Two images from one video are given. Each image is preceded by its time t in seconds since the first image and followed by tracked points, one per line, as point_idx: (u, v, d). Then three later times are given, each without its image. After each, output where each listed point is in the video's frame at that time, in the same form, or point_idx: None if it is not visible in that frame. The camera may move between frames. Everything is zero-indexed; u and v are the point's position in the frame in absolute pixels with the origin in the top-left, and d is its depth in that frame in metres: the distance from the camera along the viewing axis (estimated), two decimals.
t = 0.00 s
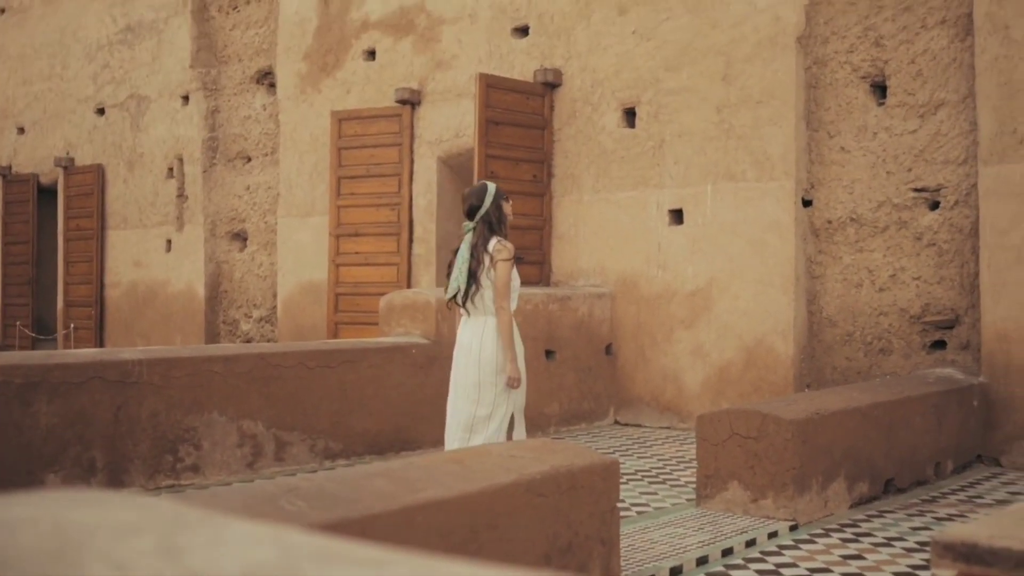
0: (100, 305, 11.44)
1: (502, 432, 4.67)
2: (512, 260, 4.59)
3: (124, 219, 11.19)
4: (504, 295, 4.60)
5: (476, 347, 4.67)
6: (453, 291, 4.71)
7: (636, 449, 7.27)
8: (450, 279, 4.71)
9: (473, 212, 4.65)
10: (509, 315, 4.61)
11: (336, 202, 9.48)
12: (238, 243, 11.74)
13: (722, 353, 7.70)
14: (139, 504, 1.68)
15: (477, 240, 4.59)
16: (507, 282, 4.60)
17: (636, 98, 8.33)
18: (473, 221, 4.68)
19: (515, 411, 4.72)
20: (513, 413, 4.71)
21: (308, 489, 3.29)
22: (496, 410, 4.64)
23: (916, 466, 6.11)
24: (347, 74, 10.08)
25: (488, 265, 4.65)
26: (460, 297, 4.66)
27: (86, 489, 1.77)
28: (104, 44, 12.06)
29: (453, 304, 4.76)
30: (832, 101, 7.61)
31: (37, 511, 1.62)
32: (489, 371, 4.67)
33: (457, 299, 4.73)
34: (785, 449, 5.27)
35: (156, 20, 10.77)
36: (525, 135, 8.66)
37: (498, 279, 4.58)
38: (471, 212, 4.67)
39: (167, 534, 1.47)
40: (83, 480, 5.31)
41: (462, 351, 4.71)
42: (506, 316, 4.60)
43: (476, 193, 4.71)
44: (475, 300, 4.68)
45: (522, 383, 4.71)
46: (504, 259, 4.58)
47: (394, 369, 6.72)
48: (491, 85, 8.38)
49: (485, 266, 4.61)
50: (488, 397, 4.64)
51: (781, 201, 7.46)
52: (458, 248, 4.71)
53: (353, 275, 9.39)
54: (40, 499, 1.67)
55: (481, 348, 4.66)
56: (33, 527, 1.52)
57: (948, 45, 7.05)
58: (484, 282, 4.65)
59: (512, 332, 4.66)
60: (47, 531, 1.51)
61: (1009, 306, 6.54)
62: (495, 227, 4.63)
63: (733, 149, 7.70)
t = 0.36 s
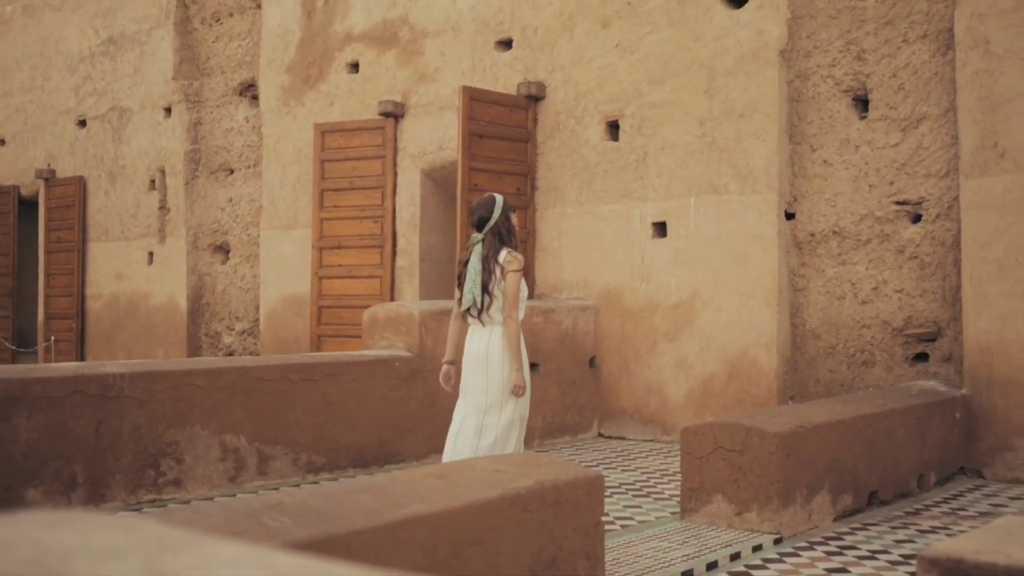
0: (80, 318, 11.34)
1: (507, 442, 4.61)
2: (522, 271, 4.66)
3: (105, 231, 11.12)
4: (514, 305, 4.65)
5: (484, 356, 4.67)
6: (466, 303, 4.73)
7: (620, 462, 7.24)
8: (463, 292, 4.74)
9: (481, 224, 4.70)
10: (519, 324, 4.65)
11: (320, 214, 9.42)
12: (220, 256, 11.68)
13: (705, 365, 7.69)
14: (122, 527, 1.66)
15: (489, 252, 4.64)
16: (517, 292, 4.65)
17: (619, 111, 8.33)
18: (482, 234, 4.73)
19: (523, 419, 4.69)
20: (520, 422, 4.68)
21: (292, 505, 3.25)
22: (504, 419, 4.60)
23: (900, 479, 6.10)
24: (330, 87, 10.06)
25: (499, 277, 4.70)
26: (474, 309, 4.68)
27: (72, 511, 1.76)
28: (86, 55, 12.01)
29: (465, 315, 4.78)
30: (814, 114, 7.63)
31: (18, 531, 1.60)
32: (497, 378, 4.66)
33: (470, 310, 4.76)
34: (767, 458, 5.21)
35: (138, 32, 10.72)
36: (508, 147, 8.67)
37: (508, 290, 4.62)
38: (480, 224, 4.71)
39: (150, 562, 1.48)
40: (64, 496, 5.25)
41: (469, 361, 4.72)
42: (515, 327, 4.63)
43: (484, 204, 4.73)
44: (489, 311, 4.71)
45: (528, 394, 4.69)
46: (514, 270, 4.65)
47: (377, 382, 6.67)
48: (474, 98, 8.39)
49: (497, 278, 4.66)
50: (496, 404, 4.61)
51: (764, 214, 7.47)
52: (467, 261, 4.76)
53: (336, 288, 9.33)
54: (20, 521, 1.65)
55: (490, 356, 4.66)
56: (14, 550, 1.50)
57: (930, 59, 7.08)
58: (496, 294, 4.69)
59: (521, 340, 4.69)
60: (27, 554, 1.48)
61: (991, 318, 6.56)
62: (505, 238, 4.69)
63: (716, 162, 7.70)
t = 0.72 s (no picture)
0: (60, 326, 11.26)
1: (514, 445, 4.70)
2: (527, 276, 4.73)
3: (85, 239, 11.04)
4: (521, 310, 4.72)
5: (490, 362, 4.70)
6: (470, 309, 4.76)
7: (602, 471, 7.21)
8: (467, 298, 4.77)
9: (485, 231, 4.77)
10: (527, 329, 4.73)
11: (301, 222, 9.36)
12: (201, 264, 11.61)
13: (687, 374, 7.68)
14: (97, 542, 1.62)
15: (494, 258, 4.70)
16: (523, 298, 4.72)
17: (601, 120, 8.32)
18: (483, 241, 4.79)
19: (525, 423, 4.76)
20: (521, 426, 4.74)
21: (275, 516, 3.21)
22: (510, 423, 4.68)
23: (882, 487, 6.10)
24: (312, 95, 10.03)
25: (503, 284, 4.75)
26: (480, 314, 4.71)
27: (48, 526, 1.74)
28: (67, 62, 11.94)
29: (467, 321, 4.80)
30: (796, 124, 7.64)
31: None
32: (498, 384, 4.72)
33: (472, 316, 4.79)
34: (752, 468, 5.24)
35: (119, 39, 10.66)
36: (491, 156, 8.64)
37: (516, 296, 4.70)
38: (483, 232, 4.78)
39: None
40: (42, 507, 5.20)
41: (470, 366, 4.77)
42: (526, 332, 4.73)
43: (486, 213, 4.82)
44: (492, 317, 4.74)
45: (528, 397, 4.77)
46: (520, 276, 4.72)
47: (359, 392, 6.63)
48: (456, 107, 8.38)
49: (502, 284, 4.71)
50: (496, 410, 4.66)
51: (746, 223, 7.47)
52: (470, 268, 4.80)
53: (318, 297, 9.25)
54: None
55: (495, 362, 4.70)
56: None
57: (910, 68, 7.10)
58: (501, 300, 4.73)
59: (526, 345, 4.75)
60: None
61: (971, 327, 6.57)
62: (508, 245, 4.76)
63: (698, 171, 7.70)
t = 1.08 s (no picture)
0: (41, 331, 11.18)
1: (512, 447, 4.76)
2: (526, 283, 4.70)
3: (67, 244, 10.96)
4: (519, 317, 4.69)
5: (486, 368, 4.71)
6: (467, 315, 4.76)
7: (587, 478, 7.19)
8: (465, 303, 4.76)
9: (484, 239, 4.78)
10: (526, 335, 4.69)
11: (285, 228, 9.35)
12: (184, 269, 11.54)
13: (671, 381, 7.66)
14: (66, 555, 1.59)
15: (491, 264, 4.68)
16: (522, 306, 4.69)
17: (586, 126, 8.31)
18: (484, 248, 4.80)
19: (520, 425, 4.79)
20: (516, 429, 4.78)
21: (259, 524, 3.17)
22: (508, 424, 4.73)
23: (866, 494, 6.08)
24: (295, 100, 9.99)
25: (502, 291, 4.73)
26: (476, 320, 4.70)
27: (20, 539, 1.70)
28: (48, 66, 11.85)
29: (464, 326, 4.79)
30: (780, 130, 7.65)
31: None
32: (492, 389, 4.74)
33: (470, 322, 4.78)
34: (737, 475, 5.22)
35: (101, 43, 10.59)
36: (476, 162, 8.62)
37: (514, 303, 4.67)
38: (483, 238, 4.80)
39: None
40: (23, 515, 5.14)
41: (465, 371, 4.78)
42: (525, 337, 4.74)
43: (487, 220, 4.84)
44: (490, 323, 4.73)
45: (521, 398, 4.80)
46: (518, 283, 4.69)
47: (343, 398, 6.58)
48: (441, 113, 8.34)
49: (499, 290, 4.68)
50: (490, 416, 4.70)
51: (731, 229, 7.46)
52: (469, 274, 4.78)
53: (301, 303, 9.25)
54: None
55: (491, 367, 4.71)
56: None
57: (894, 76, 7.13)
58: (499, 306, 4.71)
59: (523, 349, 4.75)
60: None
61: (955, 334, 6.58)
62: (508, 252, 4.74)
63: (683, 177, 7.70)
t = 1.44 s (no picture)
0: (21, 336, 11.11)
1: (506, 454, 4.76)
2: (523, 295, 4.75)
3: (48, 249, 10.91)
4: (516, 327, 4.75)
5: (481, 375, 4.78)
6: (466, 324, 4.83)
7: (570, 484, 7.17)
8: (463, 313, 4.83)
9: (484, 250, 4.82)
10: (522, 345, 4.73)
11: (267, 233, 9.29)
12: (167, 274, 11.49)
13: (655, 386, 7.66)
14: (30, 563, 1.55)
15: (489, 275, 4.74)
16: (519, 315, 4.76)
17: (569, 131, 8.30)
18: (484, 259, 4.83)
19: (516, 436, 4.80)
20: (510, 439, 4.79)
21: (242, 532, 3.13)
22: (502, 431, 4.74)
23: (849, 499, 6.09)
24: (278, 105, 9.95)
25: (499, 301, 4.79)
26: (474, 330, 4.77)
27: None
28: (30, 71, 11.81)
29: (462, 335, 4.87)
30: (763, 136, 7.67)
31: None
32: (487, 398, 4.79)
33: (468, 331, 4.85)
34: (720, 481, 5.21)
35: (83, 47, 10.55)
36: (459, 167, 8.61)
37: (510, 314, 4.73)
38: (483, 249, 4.82)
39: None
40: (3, 523, 5.09)
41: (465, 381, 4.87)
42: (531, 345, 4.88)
43: (488, 232, 4.87)
44: (486, 333, 4.79)
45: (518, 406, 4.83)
46: (516, 294, 4.74)
47: (325, 404, 6.54)
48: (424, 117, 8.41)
49: (496, 301, 4.74)
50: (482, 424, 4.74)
51: (714, 235, 7.46)
52: (469, 285, 4.85)
53: (283, 308, 9.18)
54: None
55: (487, 374, 4.77)
56: None
57: (875, 82, 7.15)
58: (495, 316, 4.77)
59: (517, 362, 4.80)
60: None
61: (937, 339, 6.60)
62: (507, 263, 4.79)
63: (665, 183, 7.69)
